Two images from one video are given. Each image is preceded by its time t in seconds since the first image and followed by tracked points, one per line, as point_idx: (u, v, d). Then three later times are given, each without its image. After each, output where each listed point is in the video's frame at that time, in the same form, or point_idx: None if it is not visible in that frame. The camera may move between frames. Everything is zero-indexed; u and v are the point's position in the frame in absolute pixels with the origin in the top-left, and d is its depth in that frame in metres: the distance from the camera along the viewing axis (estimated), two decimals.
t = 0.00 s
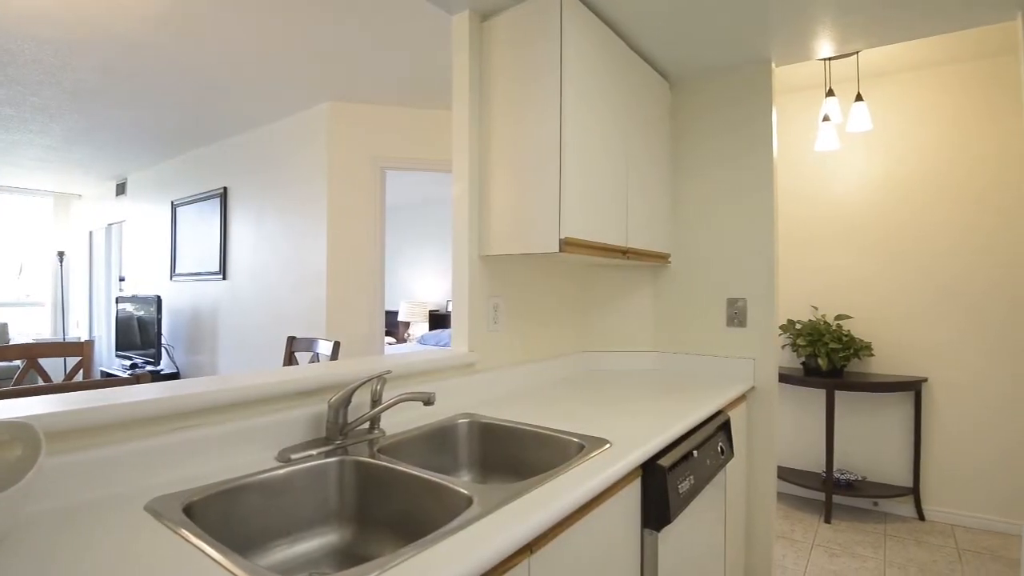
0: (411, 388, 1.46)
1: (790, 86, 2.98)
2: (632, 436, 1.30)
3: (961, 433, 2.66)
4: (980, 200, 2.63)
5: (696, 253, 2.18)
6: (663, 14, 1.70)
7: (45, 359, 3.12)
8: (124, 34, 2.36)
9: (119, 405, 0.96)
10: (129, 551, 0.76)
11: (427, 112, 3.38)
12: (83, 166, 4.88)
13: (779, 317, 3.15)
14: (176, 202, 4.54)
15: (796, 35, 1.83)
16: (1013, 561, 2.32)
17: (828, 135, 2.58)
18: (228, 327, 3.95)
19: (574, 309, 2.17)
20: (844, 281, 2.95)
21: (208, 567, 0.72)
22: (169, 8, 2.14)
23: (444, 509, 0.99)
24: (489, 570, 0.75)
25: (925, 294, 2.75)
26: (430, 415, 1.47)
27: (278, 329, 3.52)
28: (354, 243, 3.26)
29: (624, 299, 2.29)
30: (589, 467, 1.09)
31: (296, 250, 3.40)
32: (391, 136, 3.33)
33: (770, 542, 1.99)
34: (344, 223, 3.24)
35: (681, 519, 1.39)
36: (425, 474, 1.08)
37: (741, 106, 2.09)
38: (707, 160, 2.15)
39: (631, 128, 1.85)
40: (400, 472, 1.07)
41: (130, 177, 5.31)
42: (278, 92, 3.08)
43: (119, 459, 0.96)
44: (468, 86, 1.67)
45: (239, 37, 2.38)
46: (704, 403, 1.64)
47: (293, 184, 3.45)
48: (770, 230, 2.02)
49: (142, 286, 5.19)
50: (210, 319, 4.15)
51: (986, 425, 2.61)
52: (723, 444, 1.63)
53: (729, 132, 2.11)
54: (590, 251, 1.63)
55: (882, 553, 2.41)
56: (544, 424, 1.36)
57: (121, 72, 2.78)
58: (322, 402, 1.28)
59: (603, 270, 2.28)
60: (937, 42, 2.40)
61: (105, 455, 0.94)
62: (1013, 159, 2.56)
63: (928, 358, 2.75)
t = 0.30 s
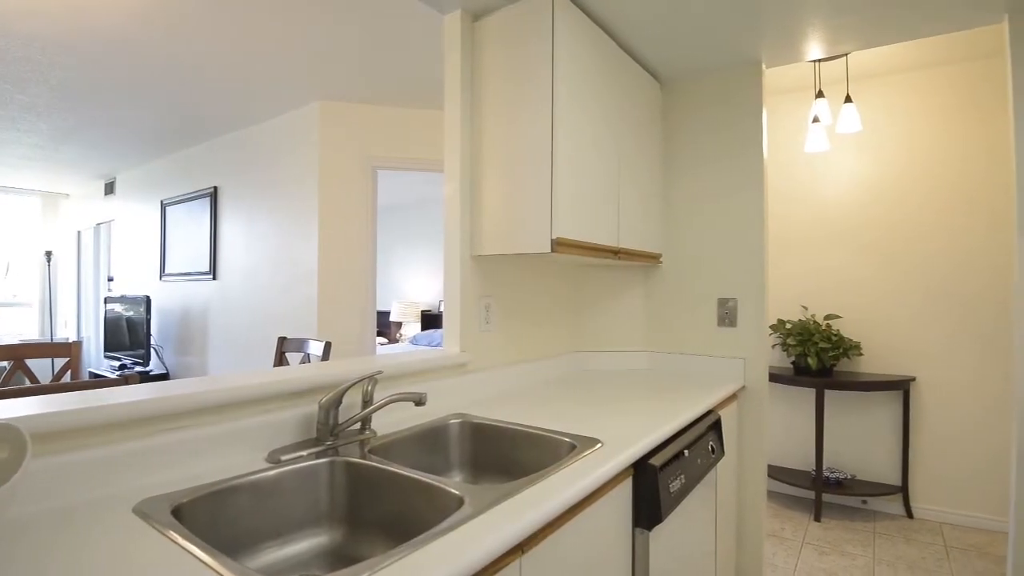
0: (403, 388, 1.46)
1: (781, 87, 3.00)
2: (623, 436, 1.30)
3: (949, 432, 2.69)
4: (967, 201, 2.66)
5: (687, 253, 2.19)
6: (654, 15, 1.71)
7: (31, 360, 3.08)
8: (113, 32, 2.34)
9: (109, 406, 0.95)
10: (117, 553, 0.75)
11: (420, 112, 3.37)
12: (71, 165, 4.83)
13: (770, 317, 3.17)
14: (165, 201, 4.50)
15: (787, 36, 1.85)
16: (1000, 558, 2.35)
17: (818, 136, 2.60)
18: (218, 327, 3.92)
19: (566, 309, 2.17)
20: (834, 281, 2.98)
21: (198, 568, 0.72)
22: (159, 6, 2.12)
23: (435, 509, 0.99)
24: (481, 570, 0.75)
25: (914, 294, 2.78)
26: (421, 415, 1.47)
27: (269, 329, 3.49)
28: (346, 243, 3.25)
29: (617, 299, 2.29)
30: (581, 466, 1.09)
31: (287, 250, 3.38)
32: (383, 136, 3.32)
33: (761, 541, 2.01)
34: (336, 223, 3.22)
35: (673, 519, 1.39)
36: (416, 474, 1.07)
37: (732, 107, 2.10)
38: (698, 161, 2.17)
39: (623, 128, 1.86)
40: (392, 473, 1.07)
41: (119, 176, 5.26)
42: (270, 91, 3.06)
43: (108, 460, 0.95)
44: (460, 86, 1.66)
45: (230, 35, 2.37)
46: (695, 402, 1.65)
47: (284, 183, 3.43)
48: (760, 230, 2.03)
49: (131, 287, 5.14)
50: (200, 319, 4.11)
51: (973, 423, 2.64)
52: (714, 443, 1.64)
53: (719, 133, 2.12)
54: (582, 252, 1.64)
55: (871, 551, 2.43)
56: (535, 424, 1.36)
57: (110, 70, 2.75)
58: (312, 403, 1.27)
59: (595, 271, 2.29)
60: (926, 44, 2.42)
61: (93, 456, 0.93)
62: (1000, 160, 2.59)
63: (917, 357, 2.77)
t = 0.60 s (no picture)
0: (394, 388, 1.46)
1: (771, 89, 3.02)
2: (614, 436, 1.30)
3: (936, 430, 2.72)
4: (954, 202, 2.69)
5: (678, 253, 2.19)
6: (646, 17, 1.72)
7: (17, 362, 3.04)
8: (102, 30, 2.31)
9: (96, 406, 0.94)
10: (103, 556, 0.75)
11: (412, 112, 3.36)
12: (58, 164, 4.77)
13: (760, 316, 3.19)
14: (155, 201, 4.46)
15: (777, 38, 1.86)
16: (987, 555, 2.38)
17: (807, 137, 2.62)
18: (208, 328, 3.89)
19: (557, 309, 2.17)
20: (823, 281, 3.00)
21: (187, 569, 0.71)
22: (148, 3, 2.10)
23: (426, 510, 0.99)
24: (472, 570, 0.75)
25: (902, 294, 2.81)
26: (413, 416, 1.46)
27: (260, 329, 3.47)
28: (338, 243, 3.23)
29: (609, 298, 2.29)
30: (572, 466, 1.09)
31: (278, 249, 3.36)
32: (374, 135, 3.31)
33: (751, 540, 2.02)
34: (328, 223, 3.21)
35: (664, 518, 1.40)
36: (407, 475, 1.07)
37: (723, 108, 2.11)
38: (689, 163, 2.18)
39: (614, 129, 1.86)
40: (382, 474, 1.07)
41: (107, 174, 5.20)
42: (260, 90, 3.04)
43: (96, 462, 0.94)
44: (451, 86, 1.66)
45: (221, 34, 2.35)
46: (686, 401, 1.66)
47: (275, 183, 3.41)
48: (750, 231, 2.05)
49: (119, 287, 5.09)
50: (189, 320, 4.08)
51: (961, 422, 2.67)
52: (705, 442, 1.64)
53: (710, 134, 2.13)
54: (574, 252, 1.64)
55: (860, 549, 2.45)
56: (527, 423, 1.36)
57: (99, 68, 2.73)
58: (303, 404, 1.26)
59: (586, 270, 2.29)
60: (915, 46, 2.44)
61: (80, 458, 0.93)
62: (987, 162, 2.62)
63: (905, 357, 2.80)
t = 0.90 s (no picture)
0: (383, 389, 1.45)
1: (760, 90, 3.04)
2: (604, 435, 1.31)
3: (922, 429, 2.75)
4: (940, 203, 2.73)
5: (668, 253, 2.20)
6: (635, 18, 1.72)
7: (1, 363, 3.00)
8: (88, 27, 2.29)
9: (82, 408, 0.93)
10: (88, 560, 0.74)
11: (402, 111, 3.35)
12: (43, 162, 4.71)
13: (749, 316, 3.21)
14: (142, 200, 4.42)
15: (766, 40, 1.87)
16: (972, 552, 2.41)
17: (796, 138, 2.64)
18: (196, 328, 3.85)
19: (547, 309, 2.18)
20: (812, 281, 3.03)
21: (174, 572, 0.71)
22: None
23: (416, 510, 0.99)
24: (461, 569, 0.75)
25: (888, 294, 2.84)
26: (403, 416, 1.46)
27: (249, 329, 3.44)
28: (327, 243, 3.22)
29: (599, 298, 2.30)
30: (562, 466, 1.09)
31: (267, 249, 3.34)
32: (365, 134, 3.30)
33: (740, 538, 2.03)
34: (317, 222, 3.19)
35: (654, 518, 1.40)
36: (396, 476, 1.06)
37: (712, 109, 2.13)
38: (678, 164, 2.19)
39: (604, 129, 1.87)
40: (372, 475, 1.06)
41: (93, 173, 5.14)
42: (249, 88, 3.02)
43: (81, 464, 0.93)
44: (442, 86, 1.66)
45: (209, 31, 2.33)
46: (675, 400, 1.67)
47: (264, 182, 3.39)
48: (739, 231, 2.06)
49: (106, 287, 5.03)
50: (177, 320, 4.04)
51: (946, 420, 2.71)
52: (694, 442, 1.65)
53: (700, 135, 2.15)
54: (564, 252, 1.64)
55: (848, 546, 2.48)
56: (517, 423, 1.36)
57: (85, 66, 2.69)
58: (292, 404, 1.26)
59: (577, 271, 2.30)
60: (902, 49, 2.47)
61: (65, 460, 0.91)
62: (972, 163, 2.66)
63: (892, 356, 2.83)
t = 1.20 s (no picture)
0: (375, 390, 1.44)
1: (750, 91, 3.07)
2: (596, 435, 1.31)
3: (911, 427, 2.78)
4: (928, 204, 2.75)
5: (660, 253, 2.21)
6: (627, 19, 1.73)
7: None
8: (76, 25, 2.26)
9: (68, 409, 0.92)
10: (74, 563, 0.73)
11: (394, 111, 3.34)
12: (30, 161, 4.65)
13: (740, 316, 3.23)
14: (131, 199, 4.37)
15: (756, 41, 1.89)
16: (959, 550, 2.43)
17: (786, 140, 2.66)
18: (186, 329, 3.81)
19: (539, 309, 2.18)
20: (802, 281, 3.05)
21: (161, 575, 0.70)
22: None
23: (406, 511, 0.98)
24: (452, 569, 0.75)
25: (877, 294, 2.86)
26: (394, 416, 1.46)
27: (239, 330, 3.41)
28: (318, 243, 3.20)
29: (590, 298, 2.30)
30: (553, 466, 1.10)
31: (258, 249, 3.31)
32: (357, 134, 3.29)
33: (730, 537, 2.04)
34: (308, 222, 3.18)
35: (645, 517, 1.41)
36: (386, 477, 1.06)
37: (703, 110, 2.14)
38: (670, 164, 2.20)
39: (596, 130, 1.87)
40: (362, 476, 1.06)
41: (81, 172, 5.09)
42: (240, 87, 3.00)
43: (68, 466, 0.92)
44: (433, 86, 1.66)
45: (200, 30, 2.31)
46: (667, 399, 1.68)
47: (254, 182, 3.37)
48: (730, 231, 2.07)
49: (94, 287, 4.97)
50: (166, 320, 4.00)
51: (934, 419, 2.74)
52: (685, 441, 1.66)
53: (691, 136, 2.16)
54: (556, 252, 1.64)
55: (837, 544, 2.49)
56: (509, 423, 1.36)
57: (73, 64, 2.67)
58: (281, 405, 1.25)
59: (568, 271, 2.30)
60: (891, 51, 2.50)
61: (50, 462, 0.90)
62: (960, 165, 2.69)
63: (880, 355, 2.86)
